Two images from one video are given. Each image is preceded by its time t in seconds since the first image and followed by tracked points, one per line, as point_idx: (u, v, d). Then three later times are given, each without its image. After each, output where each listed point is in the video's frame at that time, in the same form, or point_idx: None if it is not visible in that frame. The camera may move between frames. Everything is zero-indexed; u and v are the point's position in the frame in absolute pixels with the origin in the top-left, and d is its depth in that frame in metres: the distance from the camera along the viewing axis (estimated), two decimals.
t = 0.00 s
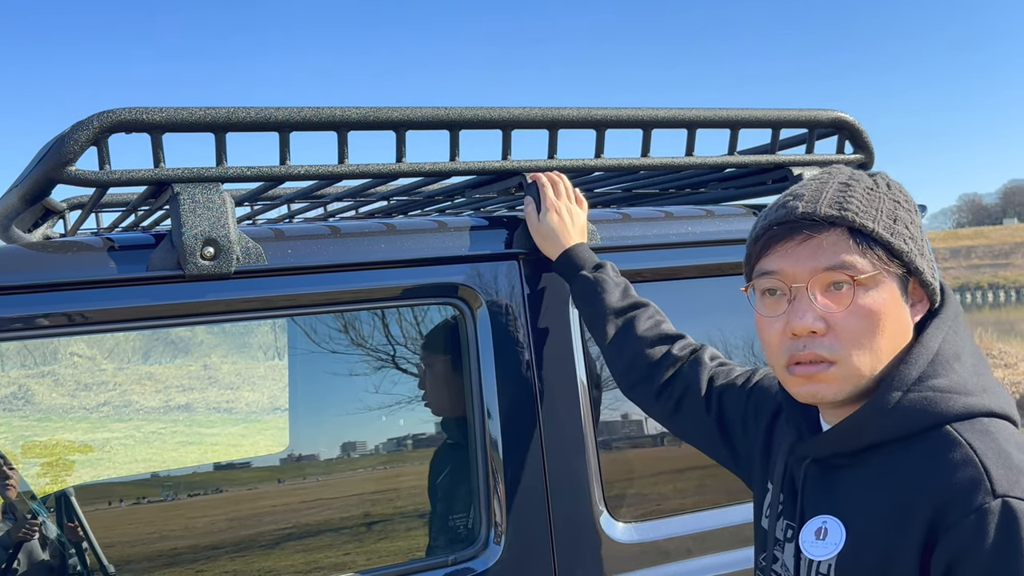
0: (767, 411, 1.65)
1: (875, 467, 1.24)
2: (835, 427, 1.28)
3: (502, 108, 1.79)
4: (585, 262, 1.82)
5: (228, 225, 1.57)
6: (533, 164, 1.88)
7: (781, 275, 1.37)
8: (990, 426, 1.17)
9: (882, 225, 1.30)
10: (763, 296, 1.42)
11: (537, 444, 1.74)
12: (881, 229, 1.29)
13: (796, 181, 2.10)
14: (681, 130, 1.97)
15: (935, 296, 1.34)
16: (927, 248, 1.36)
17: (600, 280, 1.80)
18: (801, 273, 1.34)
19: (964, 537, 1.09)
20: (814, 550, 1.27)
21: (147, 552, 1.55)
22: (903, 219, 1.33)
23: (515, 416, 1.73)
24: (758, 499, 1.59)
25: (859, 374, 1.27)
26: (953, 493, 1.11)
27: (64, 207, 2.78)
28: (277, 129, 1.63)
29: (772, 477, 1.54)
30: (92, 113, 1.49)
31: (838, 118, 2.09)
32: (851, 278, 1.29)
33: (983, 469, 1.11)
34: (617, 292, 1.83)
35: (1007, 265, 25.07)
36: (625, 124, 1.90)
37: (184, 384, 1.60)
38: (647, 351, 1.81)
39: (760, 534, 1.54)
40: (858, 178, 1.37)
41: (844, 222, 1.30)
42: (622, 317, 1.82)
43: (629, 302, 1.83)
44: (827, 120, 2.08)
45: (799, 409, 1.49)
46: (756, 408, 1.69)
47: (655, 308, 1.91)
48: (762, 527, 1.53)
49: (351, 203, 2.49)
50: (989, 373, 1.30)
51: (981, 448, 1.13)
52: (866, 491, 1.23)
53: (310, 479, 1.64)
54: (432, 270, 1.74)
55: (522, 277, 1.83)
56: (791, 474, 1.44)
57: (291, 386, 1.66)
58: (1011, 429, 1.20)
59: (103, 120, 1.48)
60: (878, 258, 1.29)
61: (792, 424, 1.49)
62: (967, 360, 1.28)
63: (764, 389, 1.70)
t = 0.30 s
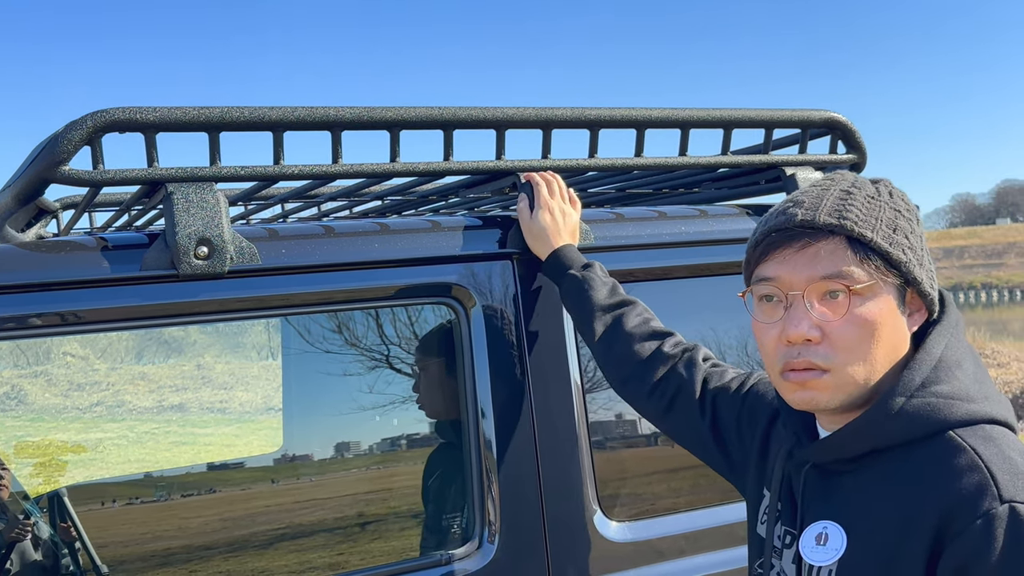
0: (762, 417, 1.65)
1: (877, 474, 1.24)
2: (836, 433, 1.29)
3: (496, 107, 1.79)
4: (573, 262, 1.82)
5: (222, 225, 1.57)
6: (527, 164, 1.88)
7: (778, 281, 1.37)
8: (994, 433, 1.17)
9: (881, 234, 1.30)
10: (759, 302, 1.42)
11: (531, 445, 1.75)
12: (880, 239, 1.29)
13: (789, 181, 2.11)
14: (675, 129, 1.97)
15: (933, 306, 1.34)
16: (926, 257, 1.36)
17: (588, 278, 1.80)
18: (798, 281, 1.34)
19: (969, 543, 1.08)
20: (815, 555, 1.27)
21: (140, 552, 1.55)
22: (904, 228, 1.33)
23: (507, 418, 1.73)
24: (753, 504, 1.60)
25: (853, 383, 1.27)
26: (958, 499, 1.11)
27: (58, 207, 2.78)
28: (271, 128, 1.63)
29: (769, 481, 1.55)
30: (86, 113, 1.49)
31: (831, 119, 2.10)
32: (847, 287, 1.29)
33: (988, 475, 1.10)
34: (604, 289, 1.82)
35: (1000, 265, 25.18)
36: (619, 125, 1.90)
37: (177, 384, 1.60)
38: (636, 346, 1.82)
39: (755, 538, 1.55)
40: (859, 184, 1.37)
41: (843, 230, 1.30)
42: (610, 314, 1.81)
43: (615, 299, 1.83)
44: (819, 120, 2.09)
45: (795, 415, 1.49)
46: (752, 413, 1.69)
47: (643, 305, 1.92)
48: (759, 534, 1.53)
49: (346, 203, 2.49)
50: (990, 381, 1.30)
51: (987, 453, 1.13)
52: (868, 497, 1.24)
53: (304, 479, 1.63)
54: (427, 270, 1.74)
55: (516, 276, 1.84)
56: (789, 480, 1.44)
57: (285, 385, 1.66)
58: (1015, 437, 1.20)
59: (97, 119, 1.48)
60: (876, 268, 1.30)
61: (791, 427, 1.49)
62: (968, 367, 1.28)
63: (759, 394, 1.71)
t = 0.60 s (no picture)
0: (762, 415, 1.65)
1: (875, 473, 1.25)
2: (834, 432, 1.30)
3: (490, 107, 1.80)
4: (571, 260, 1.82)
5: (215, 224, 1.57)
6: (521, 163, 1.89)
7: (773, 283, 1.38)
8: (992, 435, 1.18)
9: (875, 236, 1.30)
10: (755, 304, 1.43)
11: (526, 444, 1.75)
12: (874, 240, 1.29)
13: (781, 181, 2.12)
14: (668, 129, 1.98)
15: (929, 306, 1.34)
16: (922, 258, 1.35)
17: (586, 276, 1.81)
18: (792, 282, 1.35)
19: (966, 544, 1.09)
20: (812, 555, 1.28)
21: (133, 551, 1.55)
22: (899, 229, 1.32)
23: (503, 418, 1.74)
24: (752, 501, 1.60)
25: (847, 384, 1.28)
26: (956, 500, 1.12)
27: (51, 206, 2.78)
28: (264, 127, 1.63)
29: (768, 479, 1.55)
30: (79, 112, 1.49)
31: (824, 118, 2.11)
32: (840, 289, 1.30)
33: (986, 476, 1.11)
34: (603, 287, 1.84)
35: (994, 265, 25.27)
36: (612, 124, 1.91)
37: (170, 384, 1.60)
38: (636, 343, 1.82)
39: (754, 537, 1.56)
40: (855, 185, 1.37)
41: (836, 232, 1.30)
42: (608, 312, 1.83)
43: (613, 296, 1.85)
44: (812, 120, 2.09)
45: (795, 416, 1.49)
46: (752, 410, 1.69)
47: (643, 301, 1.92)
48: (757, 531, 1.53)
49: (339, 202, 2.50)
50: (990, 383, 1.31)
51: (984, 456, 1.14)
52: (865, 496, 1.25)
53: (297, 479, 1.63)
54: (421, 269, 1.74)
55: (510, 275, 1.84)
56: (788, 479, 1.45)
57: (279, 386, 1.66)
58: (1012, 439, 1.21)
59: (90, 118, 1.47)
60: (870, 270, 1.30)
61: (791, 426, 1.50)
62: (968, 369, 1.29)
63: (760, 391, 1.71)
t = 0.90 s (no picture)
0: (762, 411, 1.65)
1: (869, 472, 1.26)
2: (829, 431, 1.30)
3: (483, 104, 1.80)
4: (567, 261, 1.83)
5: (208, 221, 1.56)
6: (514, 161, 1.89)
7: (764, 284, 1.39)
8: (986, 435, 1.19)
9: (866, 235, 1.30)
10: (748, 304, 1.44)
11: (520, 443, 1.76)
12: (864, 240, 1.30)
13: (774, 179, 2.13)
14: (661, 127, 1.98)
15: (926, 304, 1.35)
16: (916, 255, 1.36)
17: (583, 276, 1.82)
18: (782, 283, 1.35)
19: (958, 545, 1.10)
20: (806, 552, 1.29)
21: (126, 550, 1.55)
22: (891, 227, 1.32)
23: (498, 417, 1.74)
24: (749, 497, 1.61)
25: (839, 384, 1.29)
26: (949, 500, 1.13)
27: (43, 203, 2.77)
28: (257, 124, 1.63)
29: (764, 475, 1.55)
30: (72, 109, 1.48)
31: (816, 116, 2.11)
32: (831, 290, 1.30)
33: (978, 477, 1.12)
34: (601, 286, 1.85)
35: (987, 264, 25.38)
36: (605, 122, 1.91)
37: (164, 383, 1.60)
38: (635, 342, 1.83)
39: (751, 533, 1.56)
40: (846, 183, 1.37)
41: (826, 232, 1.30)
42: (607, 311, 1.84)
43: (610, 297, 1.85)
44: (805, 118, 2.10)
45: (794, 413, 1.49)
46: (751, 407, 1.69)
47: (640, 299, 1.93)
48: (754, 527, 1.54)
49: (333, 199, 2.50)
50: (986, 381, 1.31)
51: (977, 456, 1.15)
52: (861, 495, 1.25)
53: (290, 477, 1.63)
54: (414, 267, 1.74)
55: (504, 273, 1.84)
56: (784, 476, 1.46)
57: (271, 380, 1.67)
58: (1007, 438, 1.22)
59: (83, 115, 1.47)
60: (860, 269, 1.30)
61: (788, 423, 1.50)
62: (963, 368, 1.29)
63: (759, 387, 1.71)
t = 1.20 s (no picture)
0: (749, 411, 1.66)
1: (857, 469, 1.26)
2: (817, 428, 1.31)
3: (478, 102, 1.80)
4: (557, 262, 1.83)
5: (202, 218, 1.56)
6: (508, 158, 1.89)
7: (757, 283, 1.38)
8: (973, 430, 1.19)
9: (857, 234, 1.31)
10: (740, 303, 1.44)
11: (513, 440, 1.76)
12: (855, 238, 1.30)
13: (768, 177, 2.13)
14: (655, 125, 1.98)
15: (912, 301, 1.35)
16: (904, 253, 1.36)
17: (572, 279, 1.82)
18: (775, 282, 1.35)
19: (946, 540, 1.10)
20: (796, 549, 1.29)
21: (119, 548, 1.54)
22: (880, 226, 1.33)
23: (491, 414, 1.74)
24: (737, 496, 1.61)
25: (833, 381, 1.29)
26: (937, 496, 1.13)
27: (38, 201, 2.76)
28: (251, 122, 1.62)
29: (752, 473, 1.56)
30: (65, 106, 1.47)
31: (810, 114, 2.12)
32: (824, 288, 1.30)
33: (966, 472, 1.12)
34: (590, 287, 1.85)
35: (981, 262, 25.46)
36: (600, 120, 1.91)
37: (157, 381, 1.60)
38: (624, 343, 1.83)
39: (740, 531, 1.57)
40: (834, 183, 1.38)
41: (818, 232, 1.31)
42: (596, 313, 1.84)
43: (600, 298, 1.85)
44: (799, 116, 2.10)
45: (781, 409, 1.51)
46: (738, 405, 1.70)
47: (629, 300, 1.93)
48: (743, 525, 1.55)
49: (329, 197, 2.49)
50: (971, 377, 1.32)
51: (964, 451, 1.15)
52: (849, 492, 1.26)
53: (284, 475, 1.63)
54: (408, 265, 1.74)
55: (498, 271, 1.84)
56: (772, 474, 1.46)
57: (265, 378, 1.66)
58: (994, 433, 1.22)
59: (76, 112, 1.46)
60: (852, 268, 1.31)
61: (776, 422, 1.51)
62: (948, 365, 1.30)
63: (745, 387, 1.72)
